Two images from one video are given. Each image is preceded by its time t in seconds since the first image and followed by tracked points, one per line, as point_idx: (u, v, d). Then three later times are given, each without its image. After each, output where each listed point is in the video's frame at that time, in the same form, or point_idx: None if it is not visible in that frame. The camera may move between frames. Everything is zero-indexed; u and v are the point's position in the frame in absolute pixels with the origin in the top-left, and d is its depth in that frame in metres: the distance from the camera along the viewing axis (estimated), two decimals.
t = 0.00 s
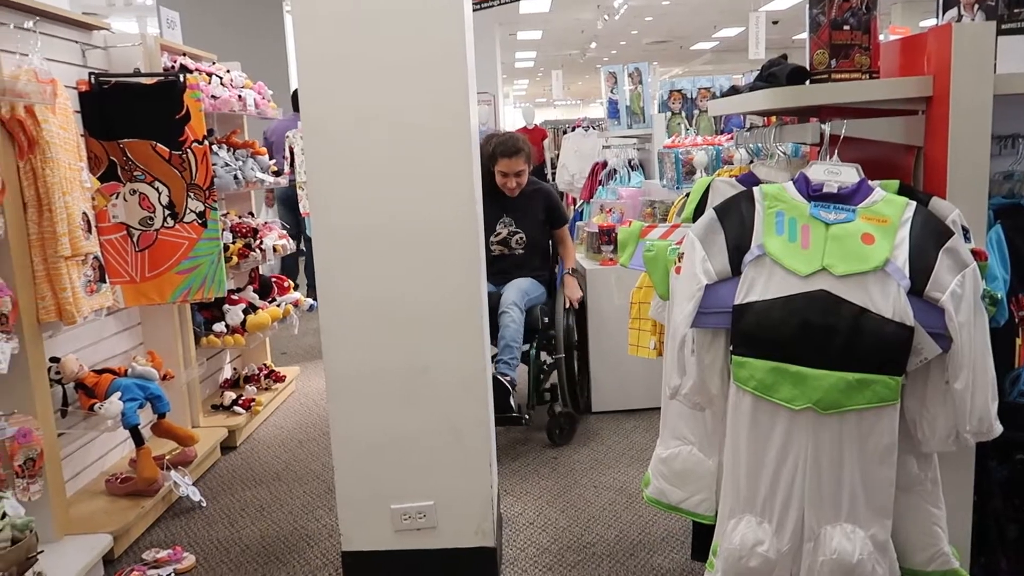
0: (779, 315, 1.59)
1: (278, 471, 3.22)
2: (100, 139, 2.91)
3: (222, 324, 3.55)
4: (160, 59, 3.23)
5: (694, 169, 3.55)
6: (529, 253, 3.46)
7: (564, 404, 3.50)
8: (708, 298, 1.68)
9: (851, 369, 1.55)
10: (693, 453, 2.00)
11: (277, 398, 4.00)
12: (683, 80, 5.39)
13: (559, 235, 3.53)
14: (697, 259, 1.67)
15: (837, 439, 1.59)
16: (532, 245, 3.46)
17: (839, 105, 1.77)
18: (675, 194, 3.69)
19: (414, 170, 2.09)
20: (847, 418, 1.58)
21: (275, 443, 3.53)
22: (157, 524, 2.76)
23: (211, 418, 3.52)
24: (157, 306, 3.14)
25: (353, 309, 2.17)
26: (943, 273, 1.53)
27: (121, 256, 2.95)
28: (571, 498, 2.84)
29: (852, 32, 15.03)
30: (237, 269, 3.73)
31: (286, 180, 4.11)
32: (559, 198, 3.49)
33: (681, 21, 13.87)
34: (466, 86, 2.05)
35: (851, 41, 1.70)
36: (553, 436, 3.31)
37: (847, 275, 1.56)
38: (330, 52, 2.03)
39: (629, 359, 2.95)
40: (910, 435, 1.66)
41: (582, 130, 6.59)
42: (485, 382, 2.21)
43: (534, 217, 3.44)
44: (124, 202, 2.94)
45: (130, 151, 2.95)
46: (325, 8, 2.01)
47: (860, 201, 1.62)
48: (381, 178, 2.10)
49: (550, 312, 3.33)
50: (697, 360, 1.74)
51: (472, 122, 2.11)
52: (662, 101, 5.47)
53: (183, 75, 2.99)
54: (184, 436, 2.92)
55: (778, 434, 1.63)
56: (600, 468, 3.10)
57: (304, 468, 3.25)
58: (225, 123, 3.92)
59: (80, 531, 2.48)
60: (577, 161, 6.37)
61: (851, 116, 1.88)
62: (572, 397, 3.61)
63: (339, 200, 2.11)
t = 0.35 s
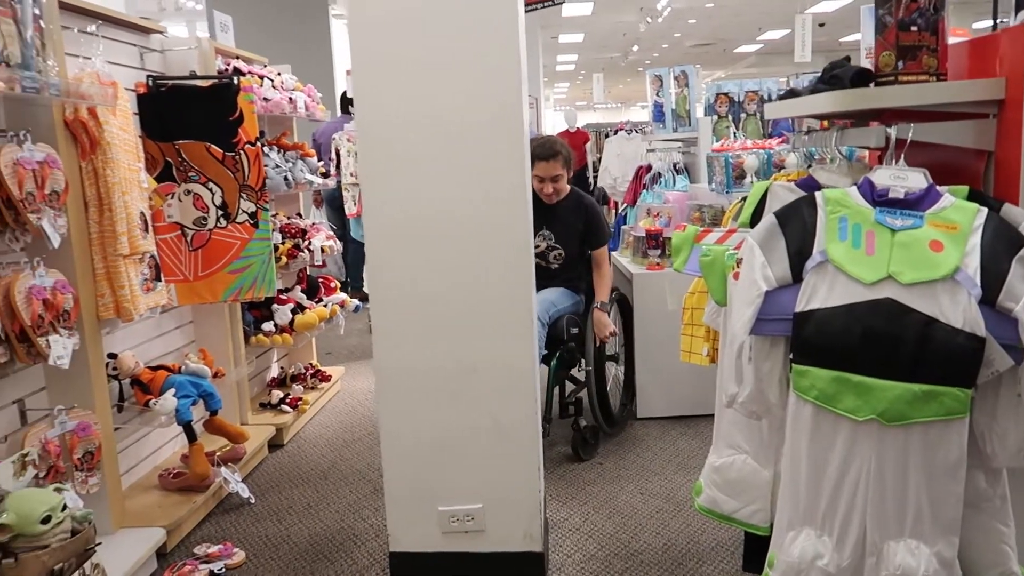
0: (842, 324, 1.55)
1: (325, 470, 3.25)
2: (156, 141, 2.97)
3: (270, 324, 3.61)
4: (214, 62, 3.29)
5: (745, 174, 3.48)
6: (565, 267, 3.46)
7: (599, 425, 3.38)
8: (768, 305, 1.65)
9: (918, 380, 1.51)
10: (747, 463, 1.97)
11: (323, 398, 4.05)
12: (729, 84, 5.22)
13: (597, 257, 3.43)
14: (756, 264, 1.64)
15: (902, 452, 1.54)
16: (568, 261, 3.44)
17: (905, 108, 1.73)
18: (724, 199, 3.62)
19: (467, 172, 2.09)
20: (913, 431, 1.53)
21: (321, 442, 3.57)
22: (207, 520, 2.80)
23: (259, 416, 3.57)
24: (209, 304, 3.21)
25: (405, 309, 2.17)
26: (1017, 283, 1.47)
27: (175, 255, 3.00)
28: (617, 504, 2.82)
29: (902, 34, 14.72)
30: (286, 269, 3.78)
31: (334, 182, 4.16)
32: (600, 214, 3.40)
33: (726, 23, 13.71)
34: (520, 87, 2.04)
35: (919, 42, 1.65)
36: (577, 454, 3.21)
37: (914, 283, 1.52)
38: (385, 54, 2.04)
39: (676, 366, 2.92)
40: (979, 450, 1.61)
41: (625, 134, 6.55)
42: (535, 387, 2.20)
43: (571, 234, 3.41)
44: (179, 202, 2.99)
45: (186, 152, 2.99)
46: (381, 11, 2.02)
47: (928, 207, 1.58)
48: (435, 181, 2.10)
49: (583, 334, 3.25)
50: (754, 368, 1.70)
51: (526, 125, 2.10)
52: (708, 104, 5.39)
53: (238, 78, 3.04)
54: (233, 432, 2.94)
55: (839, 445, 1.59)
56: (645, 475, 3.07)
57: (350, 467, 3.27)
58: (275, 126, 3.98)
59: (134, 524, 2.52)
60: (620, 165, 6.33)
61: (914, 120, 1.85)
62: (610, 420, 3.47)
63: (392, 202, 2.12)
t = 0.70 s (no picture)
0: (937, 350, 1.50)
1: (376, 482, 3.25)
2: (223, 151, 3.01)
3: (324, 334, 3.63)
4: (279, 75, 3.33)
5: (807, 194, 3.41)
6: (612, 288, 3.39)
7: (648, 452, 3.28)
8: (856, 328, 1.61)
9: (1019, 412, 1.45)
10: (823, 490, 1.91)
11: (372, 409, 4.06)
12: (782, 103, 5.16)
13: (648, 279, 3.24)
14: (846, 287, 1.60)
15: (1000, 485, 1.50)
16: (613, 282, 3.37)
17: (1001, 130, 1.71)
18: (785, 219, 3.51)
19: (541, 188, 2.08)
20: (1013, 464, 1.48)
21: (371, 453, 3.57)
22: (263, 528, 2.81)
23: (311, 425, 3.59)
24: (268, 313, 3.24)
25: (473, 323, 2.16)
26: None
27: (236, 264, 3.06)
28: (675, 527, 2.77)
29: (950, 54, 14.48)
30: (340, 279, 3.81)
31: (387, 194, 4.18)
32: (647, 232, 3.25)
33: (768, 42, 13.60)
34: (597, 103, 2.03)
35: (1020, 63, 1.59)
36: (628, 483, 3.09)
37: (1016, 310, 1.46)
38: (462, 68, 2.04)
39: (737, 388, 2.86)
40: None
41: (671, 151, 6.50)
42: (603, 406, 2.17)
43: (616, 254, 3.31)
44: (242, 211, 3.05)
45: (251, 162, 3.02)
46: (460, 26, 2.02)
47: None
48: (509, 196, 2.09)
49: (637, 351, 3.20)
50: (839, 394, 1.66)
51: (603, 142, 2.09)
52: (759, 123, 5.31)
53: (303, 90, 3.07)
54: (292, 441, 2.97)
55: (932, 476, 1.55)
56: (703, 498, 3.02)
57: (401, 480, 3.27)
58: (332, 138, 4.01)
59: (194, 531, 2.53)
60: (665, 182, 6.28)
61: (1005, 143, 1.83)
62: (660, 450, 3.34)
63: (464, 216, 2.11)
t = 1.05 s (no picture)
0: (999, 341, 1.50)
1: (400, 488, 3.22)
2: (244, 156, 2.98)
3: (341, 340, 3.60)
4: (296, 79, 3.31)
5: (824, 190, 3.41)
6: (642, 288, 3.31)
7: (670, 454, 3.23)
8: (916, 321, 1.62)
9: None
10: (873, 484, 1.89)
11: (387, 414, 4.03)
12: (781, 100, 5.01)
13: (671, 266, 3.26)
14: (904, 280, 1.60)
15: None
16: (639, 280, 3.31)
17: None
18: (803, 215, 3.50)
19: (581, 188, 2.07)
20: None
21: (391, 459, 3.54)
22: (292, 537, 2.78)
23: (329, 432, 3.56)
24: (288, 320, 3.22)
25: (514, 324, 2.14)
26: None
27: (258, 271, 3.02)
28: (707, 525, 2.76)
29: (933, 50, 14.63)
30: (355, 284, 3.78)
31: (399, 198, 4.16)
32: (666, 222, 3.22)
33: (755, 41, 13.66)
34: (638, 102, 2.02)
35: None
36: (652, 486, 3.06)
37: None
38: (502, 68, 2.03)
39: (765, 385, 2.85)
40: None
41: (670, 151, 6.50)
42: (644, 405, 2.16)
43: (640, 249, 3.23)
44: (263, 217, 3.03)
45: (270, 167, 2.99)
46: (499, 26, 2.01)
47: None
48: (549, 197, 2.07)
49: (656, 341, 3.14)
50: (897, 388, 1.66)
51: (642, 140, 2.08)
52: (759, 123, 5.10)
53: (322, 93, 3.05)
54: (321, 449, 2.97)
55: (995, 467, 1.55)
56: (732, 495, 3.01)
57: (425, 485, 3.24)
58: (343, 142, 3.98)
59: (226, 542, 2.50)
60: (666, 183, 6.28)
61: None
62: (682, 451, 3.28)
63: (504, 216, 2.09)
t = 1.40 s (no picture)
0: (1007, 329, 1.51)
1: (391, 480, 3.19)
2: (228, 145, 2.92)
3: (328, 331, 3.55)
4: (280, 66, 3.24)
5: (812, 179, 3.42)
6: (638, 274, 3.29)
7: (660, 441, 3.24)
8: (922, 310, 1.62)
9: None
10: (875, 471, 1.88)
11: (373, 404, 4.00)
12: (761, 88, 4.97)
13: (659, 253, 3.17)
14: (911, 270, 1.61)
15: None
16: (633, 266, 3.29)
17: None
18: (791, 205, 3.52)
19: (582, 179, 2.05)
20: None
21: (379, 451, 3.51)
22: (283, 531, 2.74)
23: (316, 424, 3.52)
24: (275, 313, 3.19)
25: (514, 314, 2.11)
26: None
27: (245, 262, 2.99)
28: (701, 513, 2.77)
29: (904, 39, 14.80)
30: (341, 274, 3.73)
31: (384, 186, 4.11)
32: (657, 207, 3.16)
33: (729, 30, 13.70)
34: (639, 91, 2.00)
35: None
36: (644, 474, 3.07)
37: None
38: (501, 55, 1.99)
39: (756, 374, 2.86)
40: None
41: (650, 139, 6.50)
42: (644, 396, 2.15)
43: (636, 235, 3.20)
44: (249, 207, 2.97)
45: (256, 156, 2.93)
46: (499, 13, 1.98)
47: None
48: (549, 187, 2.05)
49: (648, 331, 3.15)
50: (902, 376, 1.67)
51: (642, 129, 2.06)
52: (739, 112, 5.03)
53: (310, 80, 2.98)
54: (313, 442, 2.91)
55: (1001, 454, 1.56)
56: (724, 482, 3.03)
57: (416, 477, 3.21)
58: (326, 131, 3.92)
59: (218, 538, 2.46)
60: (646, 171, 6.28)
61: None
62: (673, 438, 3.30)
63: (504, 206, 2.06)
